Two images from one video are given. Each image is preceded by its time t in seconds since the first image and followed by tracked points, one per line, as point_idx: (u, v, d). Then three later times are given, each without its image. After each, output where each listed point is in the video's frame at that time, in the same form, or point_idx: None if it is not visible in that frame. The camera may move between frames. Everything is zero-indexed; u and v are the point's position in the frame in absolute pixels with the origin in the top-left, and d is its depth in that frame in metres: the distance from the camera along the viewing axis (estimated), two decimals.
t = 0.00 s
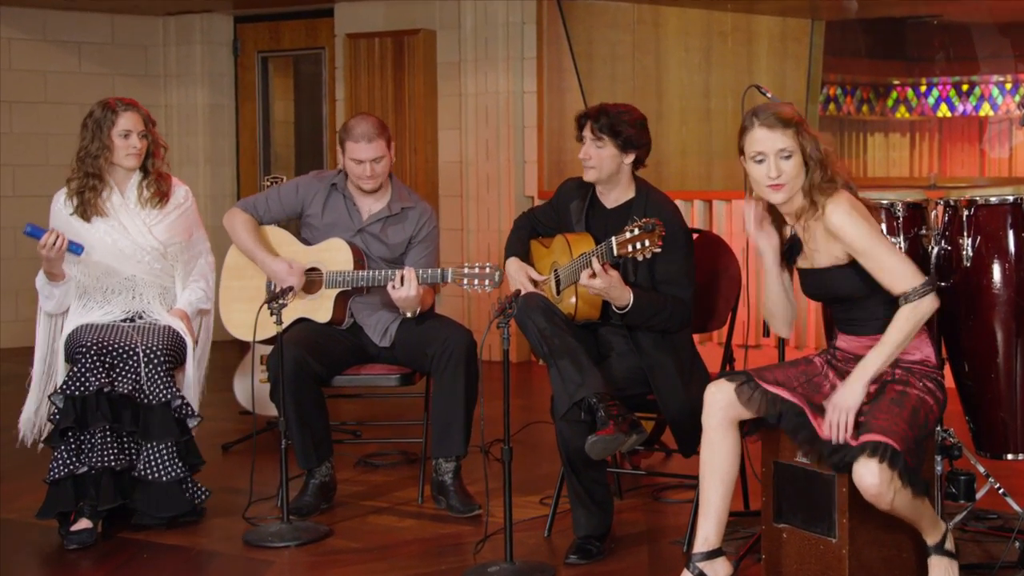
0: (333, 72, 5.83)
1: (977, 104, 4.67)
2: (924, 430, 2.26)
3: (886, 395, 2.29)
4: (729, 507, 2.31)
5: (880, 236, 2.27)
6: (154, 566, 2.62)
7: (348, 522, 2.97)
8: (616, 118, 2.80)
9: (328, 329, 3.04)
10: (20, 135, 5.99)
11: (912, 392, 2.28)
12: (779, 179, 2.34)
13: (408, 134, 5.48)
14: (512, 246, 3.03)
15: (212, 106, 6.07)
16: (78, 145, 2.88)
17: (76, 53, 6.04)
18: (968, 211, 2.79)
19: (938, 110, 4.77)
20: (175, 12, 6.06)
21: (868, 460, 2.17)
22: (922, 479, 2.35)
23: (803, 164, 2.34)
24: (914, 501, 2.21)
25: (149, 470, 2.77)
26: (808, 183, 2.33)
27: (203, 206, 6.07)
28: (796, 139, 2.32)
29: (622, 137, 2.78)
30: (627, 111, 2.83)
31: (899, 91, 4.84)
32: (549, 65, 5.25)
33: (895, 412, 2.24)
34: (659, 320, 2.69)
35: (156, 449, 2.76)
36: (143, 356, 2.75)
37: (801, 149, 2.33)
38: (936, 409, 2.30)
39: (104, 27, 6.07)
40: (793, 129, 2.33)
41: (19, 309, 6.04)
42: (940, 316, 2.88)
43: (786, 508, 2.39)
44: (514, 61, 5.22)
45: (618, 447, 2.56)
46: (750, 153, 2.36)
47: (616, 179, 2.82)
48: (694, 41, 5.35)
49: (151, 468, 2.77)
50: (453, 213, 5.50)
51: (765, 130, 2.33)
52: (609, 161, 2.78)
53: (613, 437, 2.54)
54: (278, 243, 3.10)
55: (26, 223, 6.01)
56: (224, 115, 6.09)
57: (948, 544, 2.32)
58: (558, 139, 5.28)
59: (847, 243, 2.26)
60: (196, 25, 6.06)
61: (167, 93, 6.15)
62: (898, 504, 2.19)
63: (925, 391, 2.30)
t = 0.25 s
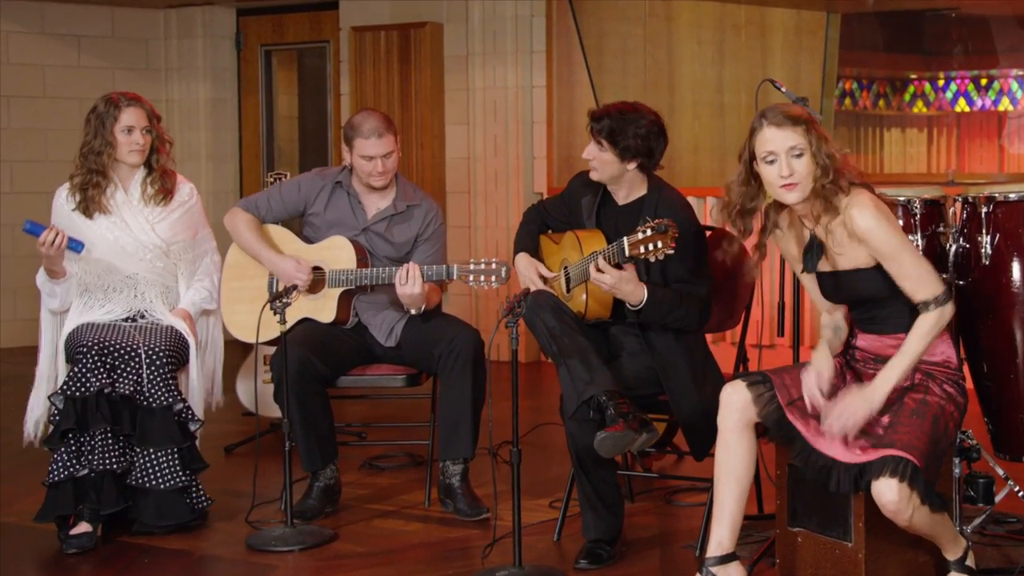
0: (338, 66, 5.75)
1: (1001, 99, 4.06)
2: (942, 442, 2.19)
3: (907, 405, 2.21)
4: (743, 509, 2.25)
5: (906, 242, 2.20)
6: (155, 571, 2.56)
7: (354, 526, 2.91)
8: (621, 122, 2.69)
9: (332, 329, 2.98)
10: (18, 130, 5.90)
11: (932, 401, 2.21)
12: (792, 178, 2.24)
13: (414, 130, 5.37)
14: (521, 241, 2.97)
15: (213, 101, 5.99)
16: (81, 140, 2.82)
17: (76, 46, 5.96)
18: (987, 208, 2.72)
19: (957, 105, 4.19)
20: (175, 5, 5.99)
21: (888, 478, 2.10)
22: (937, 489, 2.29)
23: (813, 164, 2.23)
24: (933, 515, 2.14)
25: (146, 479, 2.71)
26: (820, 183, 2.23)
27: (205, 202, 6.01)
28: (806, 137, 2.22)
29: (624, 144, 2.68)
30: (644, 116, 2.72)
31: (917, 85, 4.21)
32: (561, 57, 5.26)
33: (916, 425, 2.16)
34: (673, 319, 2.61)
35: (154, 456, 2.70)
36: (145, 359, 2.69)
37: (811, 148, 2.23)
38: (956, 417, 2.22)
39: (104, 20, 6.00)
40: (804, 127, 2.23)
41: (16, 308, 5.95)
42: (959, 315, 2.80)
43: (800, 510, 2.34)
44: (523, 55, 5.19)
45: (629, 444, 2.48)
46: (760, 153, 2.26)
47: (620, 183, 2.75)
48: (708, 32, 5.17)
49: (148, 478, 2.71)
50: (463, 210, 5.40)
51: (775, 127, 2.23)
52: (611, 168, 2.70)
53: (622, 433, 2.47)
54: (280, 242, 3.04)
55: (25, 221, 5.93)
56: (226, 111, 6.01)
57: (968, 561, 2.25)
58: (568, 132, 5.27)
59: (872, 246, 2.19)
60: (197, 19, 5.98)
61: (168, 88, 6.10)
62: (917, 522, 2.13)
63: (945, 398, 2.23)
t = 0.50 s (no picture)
0: (343, 60, 5.67)
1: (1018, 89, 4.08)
2: (958, 438, 2.13)
3: (920, 400, 2.14)
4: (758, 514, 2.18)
5: (882, 256, 2.10)
6: None
7: (359, 529, 2.85)
8: (625, 128, 2.59)
9: (337, 329, 2.92)
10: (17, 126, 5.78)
11: (948, 396, 2.14)
12: (803, 178, 2.17)
13: (420, 123, 5.34)
14: (533, 235, 2.91)
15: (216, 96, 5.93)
16: (77, 134, 2.77)
17: (75, 40, 5.89)
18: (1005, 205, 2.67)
19: (975, 100, 4.24)
20: None
21: (900, 468, 2.04)
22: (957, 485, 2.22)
23: (825, 161, 2.16)
24: (950, 505, 2.08)
25: (153, 475, 2.65)
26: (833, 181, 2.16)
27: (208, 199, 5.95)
28: (815, 134, 2.16)
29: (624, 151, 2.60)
30: (653, 122, 2.59)
31: (934, 79, 4.30)
32: (569, 52, 5.13)
33: (929, 417, 2.10)
34: (685, 317, 2.55)
35: (159, 452, 2.64)
36: (146, 354, 2.63)
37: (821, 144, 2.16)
38: (971, 413, 2.16)
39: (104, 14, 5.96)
40: (813, 124, 2.17)
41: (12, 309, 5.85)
42: (979, 314, 2.74)
43: (815, 515, 2.26)
44: (531, 48, 5.11)
45: (639, 454, 2.44)
46: (770, 153, 2.19)
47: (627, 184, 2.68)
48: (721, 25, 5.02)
49: (153, 473, 2.64)
50: (467, 205, 5.36)
51: (784, 126, 2.16)
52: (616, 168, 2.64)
53: (635, 444, 2.42)
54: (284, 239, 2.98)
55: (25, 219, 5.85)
56: (229, 105, 5.94)
57: (988, 548, 2.19)
58: (578, 127, 5.16)
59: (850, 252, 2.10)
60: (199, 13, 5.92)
61: (170, 83, 6.04)
62: (933, 511, 2.06)
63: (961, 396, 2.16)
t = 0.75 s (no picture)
0: (347, 54, 5.59)
1: None
2: (975, 449, 2.05)
3: (938, 412, 2.05)
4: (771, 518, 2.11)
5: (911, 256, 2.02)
6: None
7: (364, 533, 2.79)
8: (633, 117, 2.54)
9: (343, 329, 2.86)
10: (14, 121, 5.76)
11: (966, 405, 2.06)
12: (812, 187, 2.10)
13: (428, 120, 5.26)
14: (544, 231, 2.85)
15: (218, 90, 5.83)
16: (71, 130, 2.72)
17: (75, 33, 5.85)
18: None
19: (994, 94, 4.19)
20: None
21: (919, 489, 1.97)
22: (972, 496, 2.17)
23: (832, 172, 2.08)
24: (967, 527, 2.01)
25: (149, 484, 2.59)
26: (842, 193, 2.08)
27: (211, 196, 5.88)
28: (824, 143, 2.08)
29: (634, 141, 2.54)
30: (663, 110, 2.54)
31: (952, 74, 4.23)
32: (580, 44, 5.09)
33: (948, 432, 2.01)
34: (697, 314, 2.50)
35: (157, 460, 2.58)
36: (145, 358, 2.57)
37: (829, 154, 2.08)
38: (989, 420, 2.09)
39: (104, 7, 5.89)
40: (822, 131, 2.09)
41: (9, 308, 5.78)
42: (999, 314, 2.66)
43: (830, 518, 2.20)
44: (541, 42, 5.06)
45: (650, 455, 2.39)
46: (779, 162, 2.13)
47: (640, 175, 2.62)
48: (733, 20, 4.90)
49: (151, 482, 2.59)
50: (476, 202, 5.29)
51: (791, 134, 2.09)
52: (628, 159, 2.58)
53: (647, 445, 2.37)
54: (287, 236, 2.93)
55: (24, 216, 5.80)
56: (231, 99, 5.84)
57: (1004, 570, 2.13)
58: (587, 123, 5.11)
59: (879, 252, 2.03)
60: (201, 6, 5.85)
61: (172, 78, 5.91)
62: (949, 534, 2.00)
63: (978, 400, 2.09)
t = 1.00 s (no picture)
0: (353, 47, 5.53)
1: None
2: (996, 440, 1.98)
3: (959, 399, 2.00)
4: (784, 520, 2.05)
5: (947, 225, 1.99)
6: None
7: (369, 536, 2.74)
8: (648, 111, 2.48)
9: (348, 328, 2.81)
10: (14, 118, 5.71)
11: (987, 398, 2.00)
12: (846, 158, 2.06)
13: (434, 116, 5.21)
14: (553, 226, 2.79)
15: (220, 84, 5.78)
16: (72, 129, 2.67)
17: (74, 27, 5.79)
18: None
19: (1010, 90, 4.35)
20: None
21: (934, 468, 1.89)
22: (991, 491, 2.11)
23: (871, 144, 2.06)
24: (983, 511, 1.94)
25: (150, 478, 2.54)
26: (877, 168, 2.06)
27: (213, 193, 5.82)
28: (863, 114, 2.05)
29: (648, 135, 2.48)
30: (678, 104, 2.49)
31: (968, 68, 4.40)
32: (588, 40, 4.97)
33: (967, 416, 1.95)
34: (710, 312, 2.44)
35: (159, 454, 2.54)
36: (147, 352, 2.53)
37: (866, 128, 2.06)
38: (1010, 416, 2.02)
39: None
40: (863, 104, 2.06)
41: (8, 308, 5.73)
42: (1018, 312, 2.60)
43: (845, 520, 2.13)
44: (549, 36, 5.01)
45: (660, 453, 2.30)
46: (814, 129, 2.09)
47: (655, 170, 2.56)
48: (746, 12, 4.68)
49: (152, 477, 2.54)
50: (484, 199, 5.22)
51: (829, 102, 2.06)
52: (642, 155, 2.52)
53: (657, 441, 2.28)
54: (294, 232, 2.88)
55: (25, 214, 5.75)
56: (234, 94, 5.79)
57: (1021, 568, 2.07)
58: (598, 118, 4.99)
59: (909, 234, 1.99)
60: None
61: (173, 72, 5.87)
62: (965, 515, 1.92)
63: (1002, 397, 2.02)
